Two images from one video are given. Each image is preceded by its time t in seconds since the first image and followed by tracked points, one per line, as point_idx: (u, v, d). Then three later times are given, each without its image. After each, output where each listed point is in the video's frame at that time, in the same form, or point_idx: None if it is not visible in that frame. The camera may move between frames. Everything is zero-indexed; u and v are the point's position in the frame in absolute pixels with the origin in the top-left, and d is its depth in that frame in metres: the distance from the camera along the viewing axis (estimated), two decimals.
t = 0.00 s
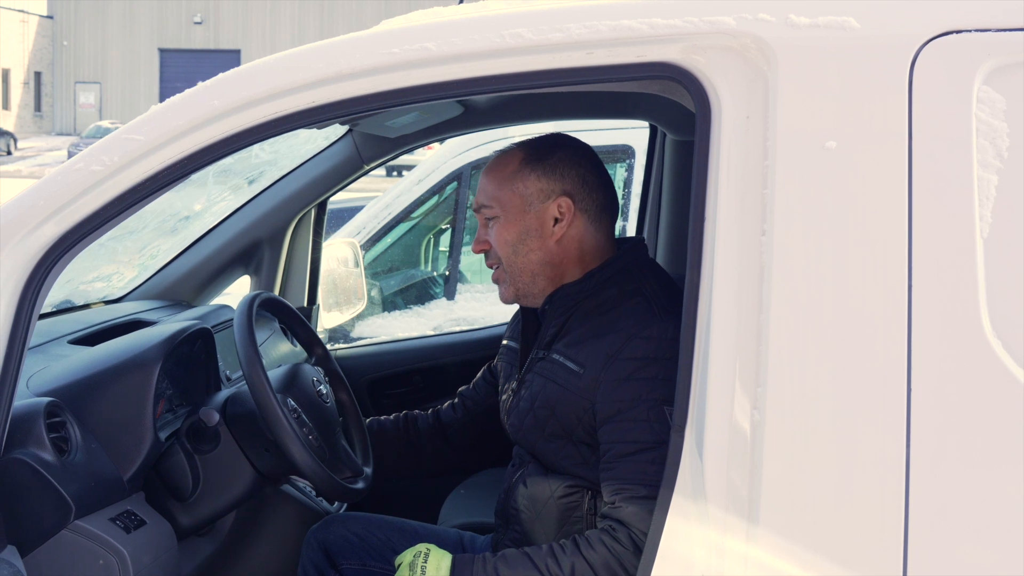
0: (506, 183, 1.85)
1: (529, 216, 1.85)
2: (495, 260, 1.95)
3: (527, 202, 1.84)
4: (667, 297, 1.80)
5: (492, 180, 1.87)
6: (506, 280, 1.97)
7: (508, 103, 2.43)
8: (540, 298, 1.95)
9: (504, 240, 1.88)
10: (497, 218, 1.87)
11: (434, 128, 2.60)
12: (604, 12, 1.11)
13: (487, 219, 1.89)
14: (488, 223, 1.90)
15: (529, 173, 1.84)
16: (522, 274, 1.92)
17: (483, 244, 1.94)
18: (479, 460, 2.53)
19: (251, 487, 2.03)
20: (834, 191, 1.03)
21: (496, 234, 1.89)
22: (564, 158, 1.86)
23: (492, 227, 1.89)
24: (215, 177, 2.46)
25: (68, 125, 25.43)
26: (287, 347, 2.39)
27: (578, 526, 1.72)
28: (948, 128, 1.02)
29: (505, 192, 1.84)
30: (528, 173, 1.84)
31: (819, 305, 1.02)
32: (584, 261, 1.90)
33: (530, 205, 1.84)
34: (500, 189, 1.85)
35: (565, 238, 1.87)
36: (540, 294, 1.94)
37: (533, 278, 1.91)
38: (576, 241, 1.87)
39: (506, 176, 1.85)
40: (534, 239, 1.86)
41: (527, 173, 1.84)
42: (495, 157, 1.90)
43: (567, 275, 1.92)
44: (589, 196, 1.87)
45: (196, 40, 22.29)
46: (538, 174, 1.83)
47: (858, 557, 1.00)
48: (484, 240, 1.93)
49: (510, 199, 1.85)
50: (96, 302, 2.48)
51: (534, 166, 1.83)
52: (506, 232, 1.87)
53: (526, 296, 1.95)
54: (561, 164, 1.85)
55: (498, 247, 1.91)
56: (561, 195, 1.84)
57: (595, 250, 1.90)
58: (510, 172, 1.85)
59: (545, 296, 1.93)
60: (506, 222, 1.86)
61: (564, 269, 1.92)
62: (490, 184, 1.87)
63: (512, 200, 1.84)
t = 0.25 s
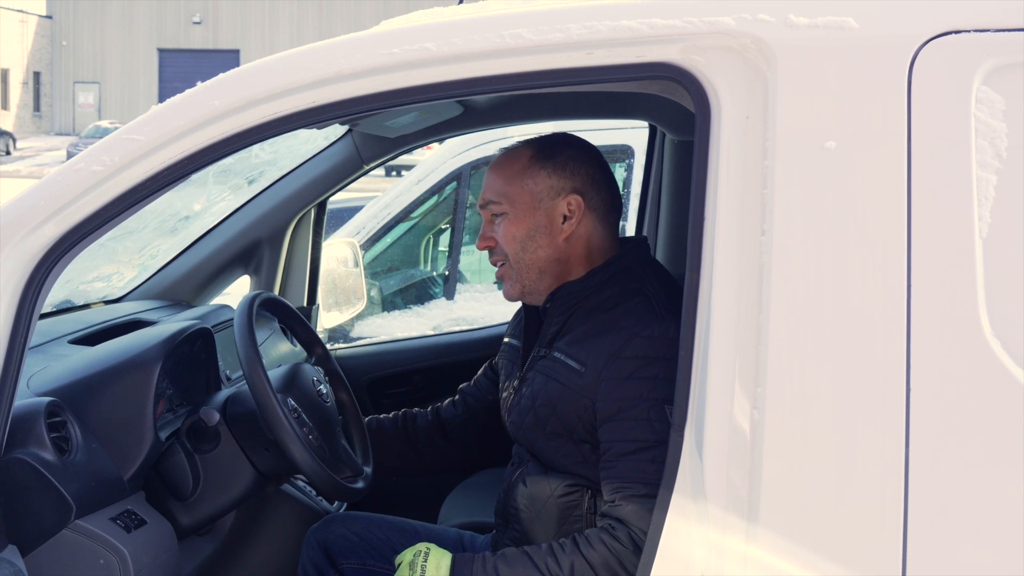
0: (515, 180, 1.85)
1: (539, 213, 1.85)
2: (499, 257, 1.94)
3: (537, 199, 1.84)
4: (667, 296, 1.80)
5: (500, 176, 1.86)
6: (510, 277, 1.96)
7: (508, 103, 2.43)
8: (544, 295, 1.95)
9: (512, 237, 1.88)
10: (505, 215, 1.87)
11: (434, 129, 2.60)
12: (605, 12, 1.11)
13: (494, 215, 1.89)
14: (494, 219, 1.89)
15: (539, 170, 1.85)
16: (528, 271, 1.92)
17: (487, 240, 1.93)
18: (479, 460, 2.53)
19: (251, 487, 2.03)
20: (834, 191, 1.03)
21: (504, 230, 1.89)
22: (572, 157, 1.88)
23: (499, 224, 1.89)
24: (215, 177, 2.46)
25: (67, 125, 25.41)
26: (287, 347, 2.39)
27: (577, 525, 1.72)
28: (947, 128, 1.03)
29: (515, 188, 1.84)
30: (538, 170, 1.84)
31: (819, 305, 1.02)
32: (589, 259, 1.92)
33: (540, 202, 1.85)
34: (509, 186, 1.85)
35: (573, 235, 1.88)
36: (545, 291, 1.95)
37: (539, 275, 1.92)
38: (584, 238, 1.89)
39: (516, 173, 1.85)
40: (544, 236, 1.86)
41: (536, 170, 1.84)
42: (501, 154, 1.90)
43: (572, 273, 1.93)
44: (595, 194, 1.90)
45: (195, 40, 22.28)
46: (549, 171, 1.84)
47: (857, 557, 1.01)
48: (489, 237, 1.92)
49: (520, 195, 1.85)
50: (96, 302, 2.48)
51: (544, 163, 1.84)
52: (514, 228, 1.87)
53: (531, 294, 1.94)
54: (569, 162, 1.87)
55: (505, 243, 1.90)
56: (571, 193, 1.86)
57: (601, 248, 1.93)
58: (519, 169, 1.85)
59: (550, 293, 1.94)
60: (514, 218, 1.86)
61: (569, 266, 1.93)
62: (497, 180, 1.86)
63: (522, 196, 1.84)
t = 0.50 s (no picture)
0: (522, 177, 1.84)
1: (547, 211, 1.86)
2: (502, 255, 1.93)
3: (545, 197, 1.85)
4: (666, 296, 1.80)
5: (506, 174, 1.86)
6: (512, 276, 1.95)
7: (508, 103, 2.44)
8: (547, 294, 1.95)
9: (518, 234, 1.87)
10: (511, 212, 1.86)
11: (433, 129, 2.60)
12: (604, 12, 1.11)
13: (499, 213, 1.87)
14: (499, 217, 1.88)
15: (545, 168, 1.85)
16: (533, 269, 1.91)
17: (490, 239, 1.92)
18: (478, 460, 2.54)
19: (250, 487, 2.03)
20: (833, 191, 1.03)
21: (509, 228, 1.87)
22: (576, 156, 1.89)
23: (504, 221, 1.88)
24: (215, 177, 2.46)
25: (66, 125, 25.40)
26: (286, 346, 2.39)
27: (576, 525, 1.72)
28: (946, 128, 1.03)
29: (523, 185, 1.84)
30: (545, 168, 1.85)
31: (817, 305, 1.02)
32: (593, 258, 1.93)
33: (547, 200, 1.85)
34: (516, 183, 1.84)
35: (579, 234, 1.89)
36: (548, 290, 1.94)
37: (544, 273, 1.91)
38: (589, 237, 1.90)
39: (523, 170, 1.85)
40: (551, 233, 1.87)
41: (543, 168, 1.85)
42: (503, 152, 1.89)
43: (575, 271, 1.94)
44: (599, 193, 1.91)
45: (195, 40, 22.29)
46: (556, 169, 1.85)
47: (856, 557, 1.01)
48: (492, 235, 1.91)
49: (527, 192, 1.84)
50: (95, 302, 2.48)
51: (551, 161, 1.85)
52: (521, 225, 1.86)
53: (535, 292, 1.94)
54: (574, 160, 1.88)
55: (509, 241, 1.89)
56: (577, 191, 1.87)
57: (603, 246, 1.94)
58: (526, 167, 1.85)
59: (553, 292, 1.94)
60: (521, 216, 1.86)
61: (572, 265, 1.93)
62: (503, 178, 1.86)
63: (530, 193, 1.84)
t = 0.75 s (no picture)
0: (524, 176, 1.84)
1: (549, 209, 1.86)
2: (502, 255, 1.92)
3: (547, 195, 1.85)
4: (664, 296, 1.80)
5: (507, 173, 1.85)
6: (511, 276, 1.94)
7: (506, 103, 2.44)
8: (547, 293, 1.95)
9: (520, 233, 1.87)
10: (512, 211, 1.86)
11: (431, 128, 2.60)
12: (601, 12, 1.11)
13: (500, 212, 1.87)
14: (500, 216, 1.87)
15: (546, 167, 1.86)
16: (533, 268, 1.91)
17: (490, 238, 1.91)
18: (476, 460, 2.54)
19: (248, 486, 2.03)
20: (829, 191, 1.03)
21: (511, 227, 1.87)
22: (574, 155, 1.90)
23: (505, 220, 1.87)
24: (213, 177, 2.46)
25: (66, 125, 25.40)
26: (284, 346, 2.39)
27: (573, 525, 1.72)
28: (943, 128, 1.03)
29: (525, 183, 1.84)
30: (546, 167, 1.86)
31: (814, 304, 1.02)
32: (592, 257, 1.94)
33: (550, 198, 1.86)
34: (518, 182, 1.84)
35: (579, 233, 1.90)
36: (547, 289, 1.95)
37: (545, 273, 1.92)
38: (589, 236, 1.92)
39: (525, 169, 1.85)
40: (553, 232, 1.87)
41: (544, 167, 1.86)
42: (502, 151, 1.89)
43: (575, 270, 1.94)
44: (598, 192, 1.93)
45: (194, 40, 22.29)
46: (558, 167, 1.86)
47: (853, 556, 1.01)
48: (493, 235, 1.90)
49: (530, 191, 1.85)
50: (93, 302, 2.48)
51: (552, 160, 1.86)
52: (523, 224, 1.86)
53: (535, 292, 1.94)
54: (574, 159, 1.89)
55: (510, 240, 1.89)
56: (578, 190, 1.88)
57: (602, 245, 1.96)
58: (527, 166, 1.85)
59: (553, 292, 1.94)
60: (523, 215, 1.86)
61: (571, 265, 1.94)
62: (504, 176, 1.85)
63: (532, 192, 1.85)
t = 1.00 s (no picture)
0: (527, 174, 1.84)
1: (552, 208, 1.86)
2: (504, 254, 1.90)
3: (550, 193, 1.85)
4: (662, 295, 1.80)
5: (509, 171, 1.85)
6: (512, 276, 1.93)
7: (504, 103, 2.43)
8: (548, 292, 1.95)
9: (523, 232, 1.87)
10: (516, 209, 1.85)
11: (430, 128, 2.60)
12: (599, 12, 1.11)
13: (503, 210, 1.86)
14: (502, 215, 1.87)
15: (548, 165, 1.86)
16: (535, 268, 1.91)
17: (491, 237, 1.90)
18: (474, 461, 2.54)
19: (247, 486, 2.02)
20: (827, 190, 1.03)
21: (514, 225, 1.86)
22: (574, 154, 1.91)
23: (508, 219, 1.86)
24: (211, 177, 2.46)
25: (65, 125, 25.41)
26: (282, 346, 2.39)
27: (572, 524, 1.71)
28: (941, 127, 1.03)
29: (528, 182, 1.84)
30: (548, 165, 1.86)
31: (812, 304, 1.02)
32: (592, 255, 1.95)
33: (552, 197, 1.86)
34: (521, 180, 1.84)
35: (580, 231, 1.91)
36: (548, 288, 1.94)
37: (547, 271, 1.91)
38: (589, 235, 1.93)
39: (528, 168, 1.85)
40: (556, 230, 1.87)
41: (546, 165, 1.86)
42: (502, 149, 1.88)
43: (575, 269, 1.95)
44: (597, 191, 1.94)
45: (193, 40, 22.30)
46: (559, 166, 1.86)
47: (851, 556, 1.01)
48: (495, 233, 1.89)
49: (533, 189, 1.85)
50: (92, 302, 2.48)
51: (554, 159, 1.86)
52: (526, 223, 1.86)
53: (537, 291, 1.93)
54: (574, 158, 1.90)
55: (513, 240, 1.88)
56: (579, 189, 1.89)
57: (601, 244, 1.97)
58: (529, 164, 1.85)
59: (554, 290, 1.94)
60: (527, 213, 1.85)
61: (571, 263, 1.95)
62: (506, 175, 1.85)
63: (535, 190, 1.85)
